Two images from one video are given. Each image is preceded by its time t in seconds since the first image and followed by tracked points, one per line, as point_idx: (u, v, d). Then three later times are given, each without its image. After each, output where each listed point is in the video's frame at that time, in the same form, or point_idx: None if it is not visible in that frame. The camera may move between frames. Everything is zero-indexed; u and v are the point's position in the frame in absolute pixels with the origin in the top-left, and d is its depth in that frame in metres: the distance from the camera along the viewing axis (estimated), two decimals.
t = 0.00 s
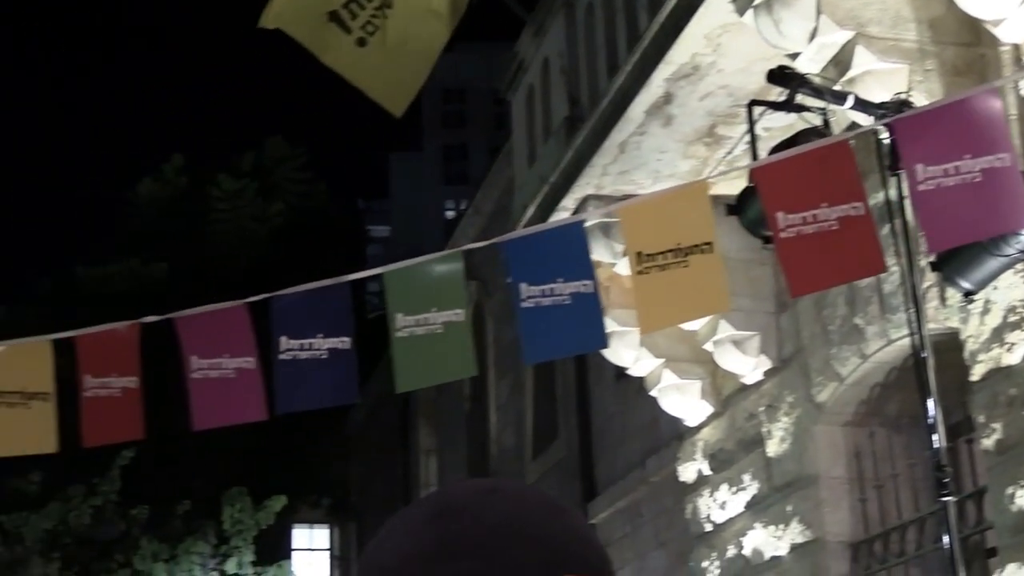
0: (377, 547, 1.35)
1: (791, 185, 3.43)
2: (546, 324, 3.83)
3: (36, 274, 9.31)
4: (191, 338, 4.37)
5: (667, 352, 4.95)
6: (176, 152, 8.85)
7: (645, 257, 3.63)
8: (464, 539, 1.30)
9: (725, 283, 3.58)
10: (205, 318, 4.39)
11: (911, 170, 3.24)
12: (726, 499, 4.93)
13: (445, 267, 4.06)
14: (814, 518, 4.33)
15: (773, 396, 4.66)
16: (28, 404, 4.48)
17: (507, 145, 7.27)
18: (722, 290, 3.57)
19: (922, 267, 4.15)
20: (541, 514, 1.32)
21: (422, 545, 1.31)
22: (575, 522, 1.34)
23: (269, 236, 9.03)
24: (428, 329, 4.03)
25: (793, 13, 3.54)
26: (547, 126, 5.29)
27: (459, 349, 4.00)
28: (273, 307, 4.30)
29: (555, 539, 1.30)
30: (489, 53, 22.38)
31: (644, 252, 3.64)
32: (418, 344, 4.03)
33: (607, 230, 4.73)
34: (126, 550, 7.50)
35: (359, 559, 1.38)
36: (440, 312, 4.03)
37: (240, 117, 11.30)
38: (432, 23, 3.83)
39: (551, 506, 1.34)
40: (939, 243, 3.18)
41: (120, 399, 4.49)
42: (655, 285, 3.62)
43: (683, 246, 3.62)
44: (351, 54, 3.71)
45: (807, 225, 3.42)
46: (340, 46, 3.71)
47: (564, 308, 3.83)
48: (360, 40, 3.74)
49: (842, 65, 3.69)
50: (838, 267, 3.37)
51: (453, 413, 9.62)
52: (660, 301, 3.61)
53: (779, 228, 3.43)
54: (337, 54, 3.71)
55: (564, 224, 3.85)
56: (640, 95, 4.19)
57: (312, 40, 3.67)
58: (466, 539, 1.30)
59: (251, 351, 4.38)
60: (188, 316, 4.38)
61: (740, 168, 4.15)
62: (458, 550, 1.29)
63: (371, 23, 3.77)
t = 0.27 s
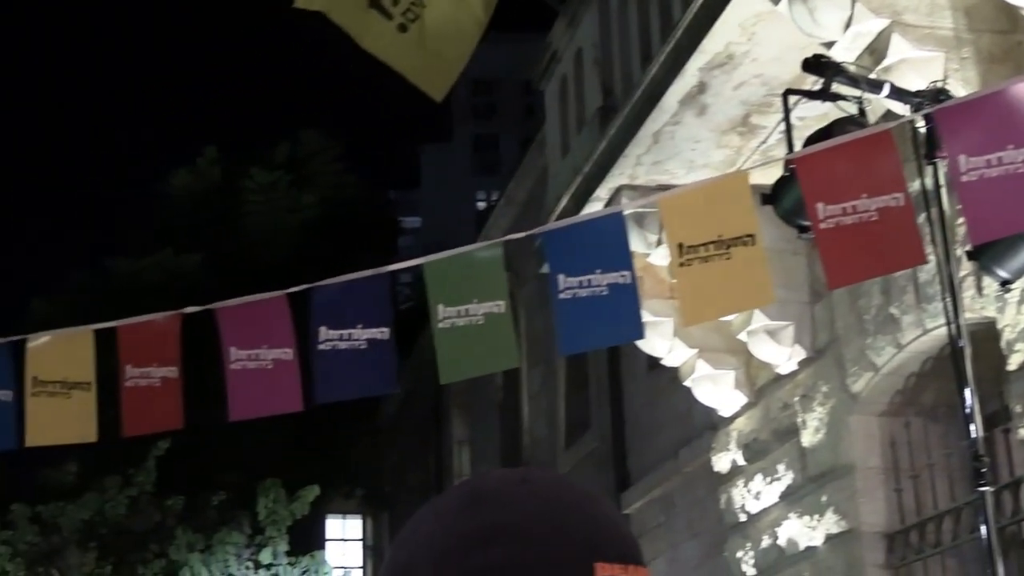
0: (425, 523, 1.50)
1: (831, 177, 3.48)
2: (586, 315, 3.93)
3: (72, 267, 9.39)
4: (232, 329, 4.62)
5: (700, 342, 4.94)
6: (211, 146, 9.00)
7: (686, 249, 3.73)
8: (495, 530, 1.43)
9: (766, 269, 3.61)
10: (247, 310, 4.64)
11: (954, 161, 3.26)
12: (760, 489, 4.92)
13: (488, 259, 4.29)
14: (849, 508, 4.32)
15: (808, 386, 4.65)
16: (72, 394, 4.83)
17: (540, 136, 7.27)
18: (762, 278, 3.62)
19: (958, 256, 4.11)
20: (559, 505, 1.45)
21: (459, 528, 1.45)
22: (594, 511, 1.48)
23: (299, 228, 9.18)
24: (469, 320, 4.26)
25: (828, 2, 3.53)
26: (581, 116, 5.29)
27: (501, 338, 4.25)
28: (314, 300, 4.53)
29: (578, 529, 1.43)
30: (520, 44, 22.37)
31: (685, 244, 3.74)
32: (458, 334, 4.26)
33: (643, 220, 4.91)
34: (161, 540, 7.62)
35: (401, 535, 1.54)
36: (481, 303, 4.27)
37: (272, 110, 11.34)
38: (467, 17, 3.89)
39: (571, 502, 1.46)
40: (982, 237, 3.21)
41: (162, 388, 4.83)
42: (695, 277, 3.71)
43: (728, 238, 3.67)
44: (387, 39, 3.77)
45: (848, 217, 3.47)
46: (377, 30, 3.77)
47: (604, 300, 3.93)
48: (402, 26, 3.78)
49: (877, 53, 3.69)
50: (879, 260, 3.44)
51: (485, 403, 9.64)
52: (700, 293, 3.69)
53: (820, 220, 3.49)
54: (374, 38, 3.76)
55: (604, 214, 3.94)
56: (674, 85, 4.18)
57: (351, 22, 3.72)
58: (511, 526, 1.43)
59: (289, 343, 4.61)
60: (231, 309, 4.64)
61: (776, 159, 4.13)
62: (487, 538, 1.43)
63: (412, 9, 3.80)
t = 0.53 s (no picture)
0: (454, 523, 1.23)
1: (873, 167, 3.49)
2: (627, 309, 4.06)
3: (109, 265, 9.45)
4: (274, 326, 4.77)
5: (737, 335, 4.88)
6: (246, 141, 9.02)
7: (725, 242, 3.79)
8: (532, 525, 1.17)
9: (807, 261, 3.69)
10: (289, 307, 4.78)
11: (996, 153, 3.31)
12: (798, 483, 4.90)
13: (521, 256, 4.36)
14: (887, 501, 4.30)
15: (846, 379, 4.64)
16: (113, 392, 4.91)
17: (573, 129, 7.26)
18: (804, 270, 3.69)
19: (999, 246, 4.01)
20: (598, 494, 1.19)
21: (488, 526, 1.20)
22: (642, 506, 1.22)
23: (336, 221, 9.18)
24: (505, 313, 4.34)
25: None
26: (615, 110, 5.29)
27: (539, 332, 4.31)
28: (354, 297, 4.66)
29: (622, 519, 1.17)
30: (552, 37, 22.35)
31: (724, 237, 3.80)
32: (497, 327, 4.35)
33: (677, 212, 4.97)
34: (199, 534, 7.70)
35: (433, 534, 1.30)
36: (516, 297, 4.33)
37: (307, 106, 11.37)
38: (508, 16, 4.17)
39: (614, 492, 1.20)
40: None
41: (202, 386, 4.90)
42: (734, 270, 3.77)
43: (767, 229, 3.75)
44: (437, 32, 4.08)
45: (891, 207, 3.49)
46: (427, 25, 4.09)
47: (644, 293, 4.06)
48: (450, 20, 4.11)
49: (914, 45, 3.65)
50: (921, 251, 3.44)
51: (521, 396, 9.64)
52: (741, 286, 3.75)
53: (862, 212, 3.50)
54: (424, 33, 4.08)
55: (643, 208, 4.08)
56: (709, 77, 4.17)
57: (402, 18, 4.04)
58: (551, 520, 1.17)
59: (329, 340, 4.74)
60: (272, 305, 4.77)
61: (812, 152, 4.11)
62: (523, 535, 1.17)
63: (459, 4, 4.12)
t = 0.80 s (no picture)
0: (505, 526, 1.23)
1: (913, 159, 3.48)
2: (663, 301, 4.12)
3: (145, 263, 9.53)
4: (314, 323, 4.92)
5: (772, 329, 4.84)
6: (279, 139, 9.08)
7: (765, 235, 3.86)
8: (586, 519, 1.16)
9: (844, 256, 3.74)
10: (329, 305, 4.95)
11: None
12: (835, 477, 4.89)
13: (559, 251, 4.54)
14: (925, 495, 4.28)
15: (882, 372, 4.62)
16: (154, 389, 5.09)
17: (605, 123, 7.25)
18: (843, 263, 3.74)
19: None
20: (650, 492, 1.18)
21: (541, 520, 1.20)
22: (693, 503, 1.20)
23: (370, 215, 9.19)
24: (548, 309, 4.51)
25: None
26: (648, 105, 5.28)
27: (574, 327, 4.50)
28: (393, 292, 4.78)
29: (673, 519, 1.15)
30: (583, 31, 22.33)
31: (764, 231, 3.87)
32: (539, 321, 4.52)
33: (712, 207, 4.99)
34: (235, 531, 7.79)
35: (487, 535, 1.29)
36: (557, 293, 4.51)
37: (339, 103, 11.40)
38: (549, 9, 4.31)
39: (663, 488, 1.18)
40: None
41: (241, 383, 5.07)
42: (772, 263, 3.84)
43: (806, 223, 3.82)
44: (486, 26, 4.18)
45: (931, 199, 3.49)
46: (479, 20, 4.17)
47: (680, 286, 4.11)
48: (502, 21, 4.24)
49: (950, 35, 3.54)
50: (961, 243, 3.43)
51: (555, 391, 9.64)
52: (778, 279, 3.82)
53: (902, 203, 3.49)
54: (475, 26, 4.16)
55: (681, 201, 4.11)
56: (743, 71, 4.15)
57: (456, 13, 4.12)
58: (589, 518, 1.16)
59: (368, 335, 4.89)
60: (313, 302, 4.94)
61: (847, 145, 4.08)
62: (572, 530, 1.16)
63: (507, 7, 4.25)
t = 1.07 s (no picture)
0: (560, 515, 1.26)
1: (953, 150, 3.47)
2: (708, 295, 4.14)
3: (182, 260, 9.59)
4: (356, 319, 4.98)
5: (810, 323, 4.83)
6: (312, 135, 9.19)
7: (808, 228, 3.86)
8: (636, 510, 1.19)
9: (889, 247, 3.72)
10: (370, 299, 4.99)
11: None
12: (873, 470, 4.87)
13: (601, 245, 4.54)
14: (964, 489, 4.26)
15: (920, 364, 4.60)
16: (198, 384, 5.17)
17: (639, 117, 7.24)
18: (888, 254, 3.72)
19: None
20: (699, 480, 1.21)
21: (601, 513, 1.21)
22: (747, 492, 1.23)
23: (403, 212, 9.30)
24: (590, 303, 4.53)
25: None
26: (683, 98, 5.27)
27: (616, 321, 4.49)
28: (435, 287, 4.82)
29: (726, 504, 1.19)
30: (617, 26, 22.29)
31: (806, 223, 3.87)
32: (581, 316, 4.54)
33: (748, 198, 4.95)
34: (273, 527, 7.86)
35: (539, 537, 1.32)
36: (598, 286, 4.52)
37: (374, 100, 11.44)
38: None
39: (715, 477, 1.22)
40: None
41: (283, 377, 5.12)
42: (817, 256, 3.85)
43: (850, 215, 3.80)
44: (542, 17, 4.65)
45: (973, 190, 3.46)
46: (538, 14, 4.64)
47: (723, 279, 4.12)
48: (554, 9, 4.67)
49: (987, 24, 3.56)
50: (1003, 234, 3.41)
51: (590, 386, 9.63)
52: (823, 272, 3.83)
53: (943, 194, 3.48)
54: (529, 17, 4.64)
55: (723, 195, 4.13)
56: (778, 63, 4.13)
57: (520, 11, 4.66)
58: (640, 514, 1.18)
59: (410, 330, 4.94)
60: (354, 298, 5.00)
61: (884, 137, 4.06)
62: (625, 522, 1.19)
63: None
